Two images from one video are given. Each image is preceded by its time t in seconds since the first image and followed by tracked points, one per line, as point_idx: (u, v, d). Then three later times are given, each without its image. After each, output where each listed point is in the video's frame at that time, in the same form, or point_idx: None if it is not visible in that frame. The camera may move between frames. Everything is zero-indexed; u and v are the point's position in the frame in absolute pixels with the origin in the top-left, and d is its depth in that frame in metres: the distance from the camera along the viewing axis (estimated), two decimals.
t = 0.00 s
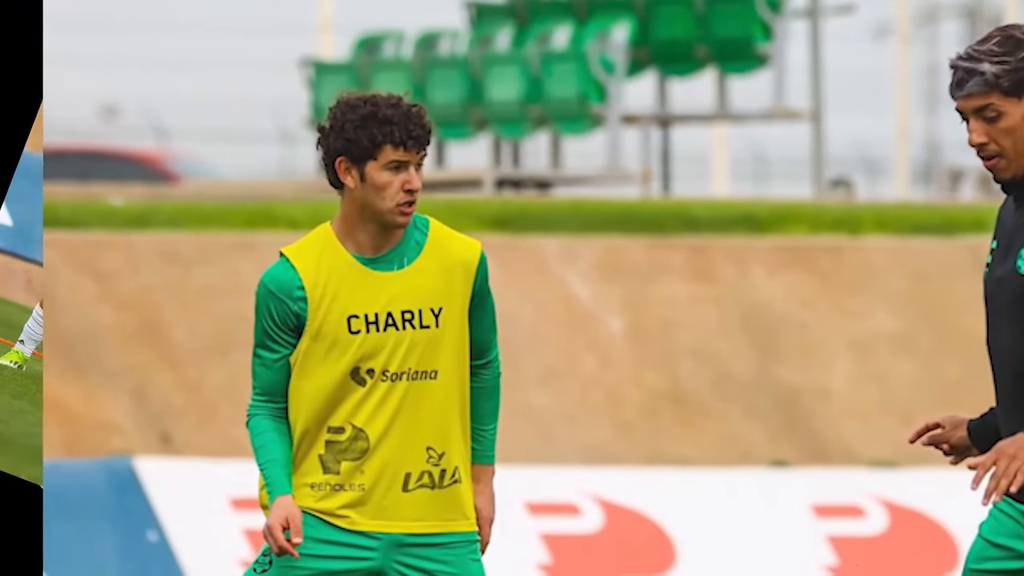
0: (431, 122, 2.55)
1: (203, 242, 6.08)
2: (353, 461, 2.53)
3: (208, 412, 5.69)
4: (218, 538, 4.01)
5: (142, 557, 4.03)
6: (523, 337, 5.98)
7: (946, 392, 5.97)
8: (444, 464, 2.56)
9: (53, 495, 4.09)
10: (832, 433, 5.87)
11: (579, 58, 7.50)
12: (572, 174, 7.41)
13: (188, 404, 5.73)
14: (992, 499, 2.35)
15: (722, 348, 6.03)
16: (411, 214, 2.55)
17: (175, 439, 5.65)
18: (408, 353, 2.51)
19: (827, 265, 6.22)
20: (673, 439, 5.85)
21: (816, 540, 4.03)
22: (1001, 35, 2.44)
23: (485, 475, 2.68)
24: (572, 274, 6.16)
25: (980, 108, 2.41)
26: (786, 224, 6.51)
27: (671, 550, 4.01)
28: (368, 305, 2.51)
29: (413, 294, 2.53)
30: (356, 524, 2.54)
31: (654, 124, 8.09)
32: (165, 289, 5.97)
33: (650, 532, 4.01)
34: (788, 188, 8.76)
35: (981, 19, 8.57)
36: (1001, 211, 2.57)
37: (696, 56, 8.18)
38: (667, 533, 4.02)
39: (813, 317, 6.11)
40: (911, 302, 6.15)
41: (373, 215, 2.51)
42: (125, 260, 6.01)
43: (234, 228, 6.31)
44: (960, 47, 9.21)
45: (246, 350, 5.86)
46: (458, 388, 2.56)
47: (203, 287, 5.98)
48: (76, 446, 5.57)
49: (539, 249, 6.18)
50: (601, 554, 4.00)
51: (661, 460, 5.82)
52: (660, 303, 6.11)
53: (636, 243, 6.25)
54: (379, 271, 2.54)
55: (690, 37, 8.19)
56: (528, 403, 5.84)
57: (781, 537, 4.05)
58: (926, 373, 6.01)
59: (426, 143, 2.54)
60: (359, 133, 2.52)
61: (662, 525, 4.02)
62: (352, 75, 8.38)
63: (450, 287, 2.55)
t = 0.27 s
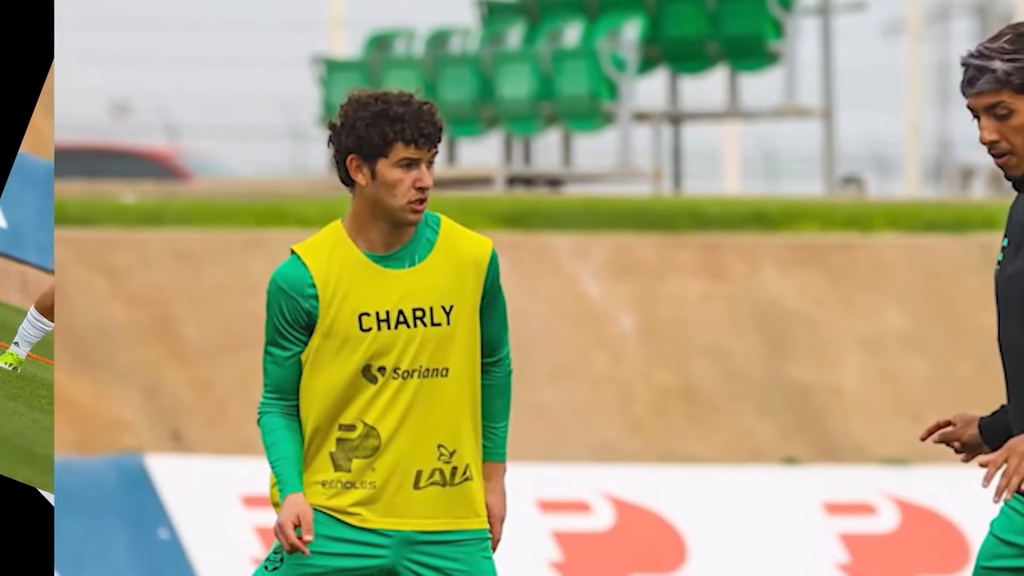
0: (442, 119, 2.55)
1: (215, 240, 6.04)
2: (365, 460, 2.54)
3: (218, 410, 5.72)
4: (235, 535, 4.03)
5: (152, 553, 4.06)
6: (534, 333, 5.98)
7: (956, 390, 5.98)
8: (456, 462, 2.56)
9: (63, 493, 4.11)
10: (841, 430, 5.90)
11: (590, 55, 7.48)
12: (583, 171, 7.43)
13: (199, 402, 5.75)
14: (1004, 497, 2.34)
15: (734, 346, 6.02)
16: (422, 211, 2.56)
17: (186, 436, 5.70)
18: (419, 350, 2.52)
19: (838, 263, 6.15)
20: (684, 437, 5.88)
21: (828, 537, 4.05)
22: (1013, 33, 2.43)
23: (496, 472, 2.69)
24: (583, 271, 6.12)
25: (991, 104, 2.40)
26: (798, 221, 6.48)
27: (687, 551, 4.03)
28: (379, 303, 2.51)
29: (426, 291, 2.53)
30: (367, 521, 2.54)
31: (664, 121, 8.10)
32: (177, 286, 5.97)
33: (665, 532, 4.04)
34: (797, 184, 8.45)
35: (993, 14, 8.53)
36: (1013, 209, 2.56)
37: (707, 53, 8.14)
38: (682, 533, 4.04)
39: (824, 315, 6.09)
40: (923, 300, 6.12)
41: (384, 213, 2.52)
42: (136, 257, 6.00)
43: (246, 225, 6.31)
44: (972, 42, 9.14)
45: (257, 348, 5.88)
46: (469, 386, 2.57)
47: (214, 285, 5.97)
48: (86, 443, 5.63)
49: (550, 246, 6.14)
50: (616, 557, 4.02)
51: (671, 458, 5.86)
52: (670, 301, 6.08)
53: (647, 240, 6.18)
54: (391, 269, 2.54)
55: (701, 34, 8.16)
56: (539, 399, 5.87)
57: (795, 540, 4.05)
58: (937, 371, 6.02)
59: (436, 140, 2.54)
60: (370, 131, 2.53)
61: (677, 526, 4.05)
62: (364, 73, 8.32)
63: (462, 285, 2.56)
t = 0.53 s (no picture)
0: (453, 117, 2.70)
1: (226, 239, 6.03)
2: (375, 456, 2.68)
3: (229, 409, 5.78)
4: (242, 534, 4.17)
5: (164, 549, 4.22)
6: (545, 331, 5.98)
7: (967, 389, 5.99)
8: (467, 459, 2.71)
9: (76, 491, 4.28)
10: (852, 429, 5.91)
11: (601, 52, 7.52)
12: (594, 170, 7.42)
13: (210, 401, 5.79)
14: (1015, 495, 2.35)
15: (746, 344, 6.01)
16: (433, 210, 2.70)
17: (197, 434, 5.76)
18: (430, 348, 2.66)
19: (850, 261, 6.12)
20: (696, 436, 5.90)
21: (841, 535, 4.26)
22: None
23: (507, 470, 2.84)
24: (595, 269, 6.10)
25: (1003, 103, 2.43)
26: (809, 218, 6.45)
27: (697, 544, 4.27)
28: (390, 301, 2.66)
29: (436, 290, 2.68)
30: (380, 517, 2.69)
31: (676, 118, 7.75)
32: (188, 283, 5.97)
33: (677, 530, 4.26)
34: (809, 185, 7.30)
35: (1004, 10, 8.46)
36: None
37: (718, 51, 7.75)
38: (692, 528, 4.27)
39: (836, 313, 6.07)
40: (933, 297, 6.10)
41: (396, 210, 2.66)
42: (147, 255, 5.98)
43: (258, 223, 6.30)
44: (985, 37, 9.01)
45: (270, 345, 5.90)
46: (480, 382, 2.71)
47: (225, 283, 5.98)
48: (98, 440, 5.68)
49: (562, 243, 6.12)
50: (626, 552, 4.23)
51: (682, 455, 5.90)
52: (682, 297, 6.07)
53: (658, 237, 6.16)
54: (402, 266, 2.69)
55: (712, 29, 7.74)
56: (550, 397, 5.88)
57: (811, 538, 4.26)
58: (948, 368, 6.01)
59: (446, 138, 2.68)
60: (382, 129, 2.68)
61: (688, 524, 4.27)
62: (375, 69, 7.59)
63: (472, 283, 2.70)
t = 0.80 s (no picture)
0: (462, 116, 3.16)
1: (237, 236, 6.05)
2: (386, 453, 3.14)
3: (240, 405, 5.86)
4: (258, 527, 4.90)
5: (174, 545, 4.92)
6: (556, 329, 5.99)
7: (979, 384, 6.01)
8: (477, 456, 3.17)
9: (86, 490, 4.98)
10: (864, 426, 5.94)
11: (611, 49, 6.57)
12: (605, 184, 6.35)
13: (221, 396, 5.86)
14: None
15: (757, 341, 5.99)
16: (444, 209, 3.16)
17: (209, 432, 5.82)
18: (440, 348, 3.11)
19: (861, 260, 6.10)
20: (709, 431, 5.92)
21: (853, 532, 5.04)
22: None
23: (518, 466, 3.30)
24: (606, 267, 6.09)
25: (1012, 99, 2.84)
26: (821, 215, 6.25)
27: (705, 538, 5.06)
28: (403, 300, 3.11)
29: (444, 289, 3.13)
30: (391, 513, 3.15)
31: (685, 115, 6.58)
32: (199, 280, 5.95)
33: (684, 526, 5.05)
34: (821, 182, 6.34)
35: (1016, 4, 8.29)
36: None
37: (728, 48, 6.64)
38: (701, 523, 5.06)
39: (847, 310, 6.04)
40: (944, 293, 6.08)
41: (409, 207, 3.11)
42: (157, 251, 5.95)
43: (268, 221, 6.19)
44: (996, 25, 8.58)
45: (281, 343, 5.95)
46: (489, 378, 3.17)
47: (237, 280, 5.99)
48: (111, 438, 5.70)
49: (573, 241, 6.11)
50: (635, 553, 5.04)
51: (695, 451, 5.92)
52: (693, 294, 6.02)
53: (670, 234, 6.13)
54: (413, 262, 3.15)
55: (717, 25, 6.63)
56: (561, 395, 5.91)
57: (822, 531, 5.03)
58: (959, 365, 6.03)
59: (454, 135, 3.14)
60: (395, 126, 3.13)
61: (698, 520, 5.07)
62: (387, 66, 6.32)
63: (480, 284, 3.15)
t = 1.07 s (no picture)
0: (473, 113, 3.15)
1: (248, 232, 6.09)
2: (397, 450, 3.13)
3: (252, 402, 5.87)
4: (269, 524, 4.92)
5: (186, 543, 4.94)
6: (567, 325, 5.97)
7: (989, 382, 6.01)
8: (488, 454, 3.17)
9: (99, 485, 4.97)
10: (876, 425, 5.90)
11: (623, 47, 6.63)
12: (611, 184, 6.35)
13: (233, 391, 5.88)
14: None
15: (768, 338, 5.98)
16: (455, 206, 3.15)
17: (220, 429, 5.81)
18: (451, 345, 3.11)
19: (872, 257, 6.09)
20: (721, 428, 5.90)
21: (864, 529, 5.05)
22: None
23: (529, 464, 3.28)
24: (617, 264, 6.06)
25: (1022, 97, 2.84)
26: (832, 212, 6.22)
27: (717, 537, 5.06)
28: (413, 297, 3.11)
29: (456, 286, 3.13)
30: (402, 511, 3.15)
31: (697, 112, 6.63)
32: (211, 278, 5.98)
33: (697, 524, 5.05)
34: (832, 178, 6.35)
35: None
36: None
37: (739, 46, 6.76)
38: (712, 522, 5.06)
39: (858, 307, 6.02)
40: (955, 290, 6.06)
41: (420, 204, 3.11)
42: (169, 249, 5.96)
43: (280, 218, 6.17)
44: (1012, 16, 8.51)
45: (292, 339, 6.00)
46: (500, 375, 3.16)
47: (248, 277, 6.02)
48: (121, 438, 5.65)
49: (585, 237, 6.11)
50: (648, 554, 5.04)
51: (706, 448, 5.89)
52: (704, 291, 6.02)
53: (681, 231, 6.13)
54: (424, 260, 3.14)
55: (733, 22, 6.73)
56: (572, 392, 5.90)
57: (834, 528, 5.02)
58: (970, 363, 6.01)
59: (466, 133, 3.14)
60: (406, 123, 3.13)
61: (710, 518, 5.06)
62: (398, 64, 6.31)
63: (492, 280, 3.14)
